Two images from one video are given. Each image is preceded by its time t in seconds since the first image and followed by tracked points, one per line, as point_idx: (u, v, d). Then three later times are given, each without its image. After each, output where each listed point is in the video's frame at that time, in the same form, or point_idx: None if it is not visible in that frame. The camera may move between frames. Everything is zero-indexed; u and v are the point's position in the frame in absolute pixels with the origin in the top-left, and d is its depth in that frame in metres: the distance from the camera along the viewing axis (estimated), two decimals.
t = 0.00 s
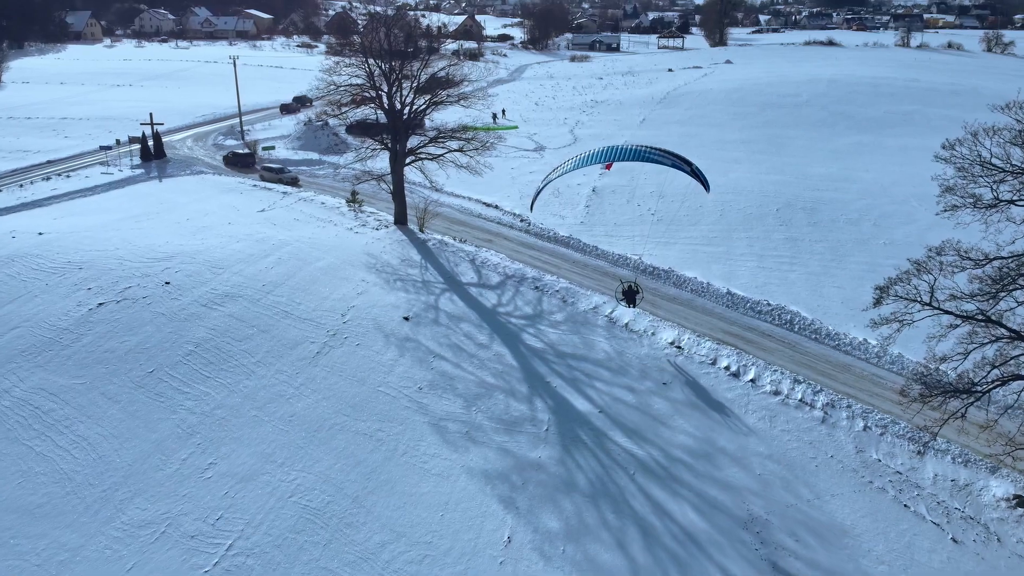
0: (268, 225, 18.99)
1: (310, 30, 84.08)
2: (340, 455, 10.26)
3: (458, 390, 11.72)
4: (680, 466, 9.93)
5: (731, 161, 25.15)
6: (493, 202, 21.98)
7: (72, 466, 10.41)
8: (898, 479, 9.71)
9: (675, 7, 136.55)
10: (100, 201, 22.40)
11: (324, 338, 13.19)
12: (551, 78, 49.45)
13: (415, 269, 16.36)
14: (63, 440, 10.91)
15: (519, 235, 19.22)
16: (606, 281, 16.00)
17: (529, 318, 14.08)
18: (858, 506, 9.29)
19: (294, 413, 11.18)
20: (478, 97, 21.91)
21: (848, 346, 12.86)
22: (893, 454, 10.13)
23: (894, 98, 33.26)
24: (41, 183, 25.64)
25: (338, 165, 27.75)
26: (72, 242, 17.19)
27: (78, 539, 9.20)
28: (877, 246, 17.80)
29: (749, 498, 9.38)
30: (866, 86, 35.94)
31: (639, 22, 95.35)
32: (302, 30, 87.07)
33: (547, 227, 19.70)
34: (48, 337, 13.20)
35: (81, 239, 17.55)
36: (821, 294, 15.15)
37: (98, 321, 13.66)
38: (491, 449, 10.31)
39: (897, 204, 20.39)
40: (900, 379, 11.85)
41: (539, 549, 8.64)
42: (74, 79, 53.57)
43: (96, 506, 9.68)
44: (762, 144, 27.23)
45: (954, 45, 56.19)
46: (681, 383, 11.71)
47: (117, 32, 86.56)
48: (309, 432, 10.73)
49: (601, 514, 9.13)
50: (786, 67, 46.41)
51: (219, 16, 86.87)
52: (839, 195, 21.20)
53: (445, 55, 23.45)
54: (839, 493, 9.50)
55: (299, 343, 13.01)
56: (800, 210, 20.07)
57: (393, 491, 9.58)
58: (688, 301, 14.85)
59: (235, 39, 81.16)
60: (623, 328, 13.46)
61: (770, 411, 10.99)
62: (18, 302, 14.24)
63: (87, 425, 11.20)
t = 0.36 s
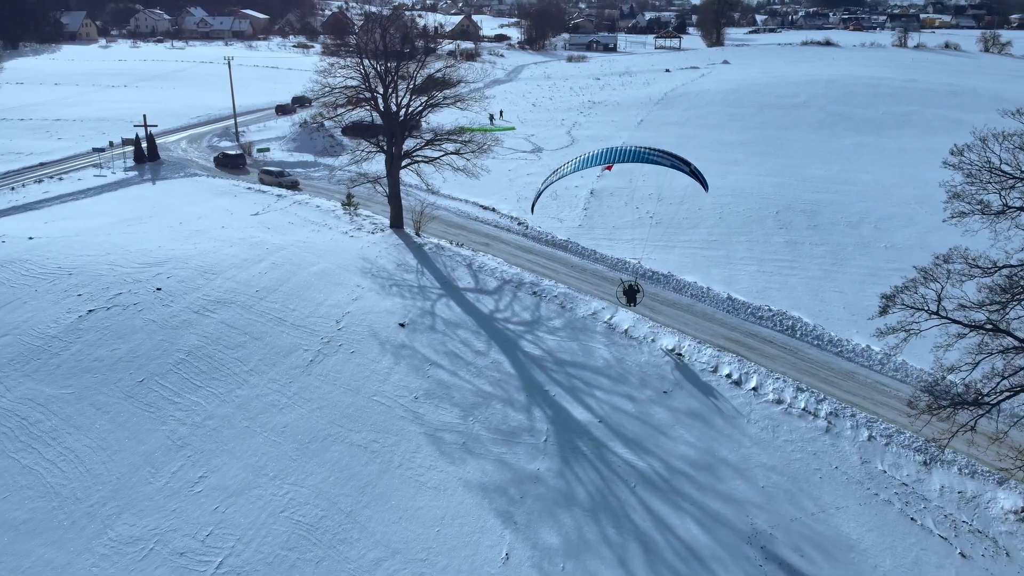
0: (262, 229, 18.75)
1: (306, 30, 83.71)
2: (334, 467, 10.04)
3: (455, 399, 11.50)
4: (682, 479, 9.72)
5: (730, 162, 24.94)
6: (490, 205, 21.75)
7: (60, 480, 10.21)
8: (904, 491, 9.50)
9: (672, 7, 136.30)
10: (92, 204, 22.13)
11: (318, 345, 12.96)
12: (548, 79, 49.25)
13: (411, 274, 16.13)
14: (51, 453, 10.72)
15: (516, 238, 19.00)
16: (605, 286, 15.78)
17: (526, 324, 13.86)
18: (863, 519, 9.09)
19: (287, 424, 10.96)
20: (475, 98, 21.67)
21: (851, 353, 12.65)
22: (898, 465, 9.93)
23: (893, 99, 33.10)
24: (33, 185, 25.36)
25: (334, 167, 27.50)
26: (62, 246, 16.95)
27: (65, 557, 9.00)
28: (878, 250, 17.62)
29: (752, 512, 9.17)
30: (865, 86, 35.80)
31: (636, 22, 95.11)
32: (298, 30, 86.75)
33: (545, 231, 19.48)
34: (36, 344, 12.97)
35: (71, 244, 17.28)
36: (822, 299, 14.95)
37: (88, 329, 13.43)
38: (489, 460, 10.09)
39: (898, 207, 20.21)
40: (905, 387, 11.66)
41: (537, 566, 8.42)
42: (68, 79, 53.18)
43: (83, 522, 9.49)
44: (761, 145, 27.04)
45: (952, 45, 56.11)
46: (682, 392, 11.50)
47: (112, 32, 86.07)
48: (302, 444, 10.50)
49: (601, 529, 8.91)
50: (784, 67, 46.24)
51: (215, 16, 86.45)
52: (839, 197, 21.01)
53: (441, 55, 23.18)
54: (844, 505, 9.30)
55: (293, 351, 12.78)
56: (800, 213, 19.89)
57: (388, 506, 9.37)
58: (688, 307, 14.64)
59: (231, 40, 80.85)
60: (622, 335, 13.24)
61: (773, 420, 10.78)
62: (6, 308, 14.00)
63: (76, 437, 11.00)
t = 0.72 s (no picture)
0: (256, 233, 18.49)
1: (302, 30, 83.35)
2: (327, 480, 9.82)
3: (451, 409, 11.26)
4: (684, 492, 9.49)
5: (729, 164, 24.72)
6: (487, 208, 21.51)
7: (46, 494, 9.97)
8: (912, 505, 9.28)
9: (669, 7, 136.11)
10: (84, 207, 21.84)
11: (312, 353, 12.72)
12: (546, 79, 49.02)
13: (407, 279, 15.89)
14: (37, 465, 10.47)
15: (514, 242, 18.77)
16: (604, 291, 15.55)
17: (524, 331, 13.63)
18: (870, 534, 8.88)
19: (279, 435, 10.72)
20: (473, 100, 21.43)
21: (855, 361, 12.44)
22: (904, 477, 9.71)
23: (892, 99, 32.92)
24: (25, 188, 25.06)
25: (329, 169, 27.24)
26: (52, 251, 16.66)
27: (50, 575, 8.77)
28: (880, 254, 17.42)
29: (756, 526, 8.96)
30: (863, 87, 35.64)
31: (633, 22, 94.91)
32: (295, 30, 86.41)
33: (543, 234, 19.24)
34: (24, 352, 12.71)
35: (61, 248, 16.99)
36: (825, 304, 14.73)
37: (76, 336, 13.16)
38: (486, 473, 9.86)
39: (899, 209, 20.01)
40: (910, 396, 11.44)
41: None
42: (62, 80, 52.82)
43: (69, 537, 9.27)
44: (760, 147, 26.84)
45: (950, 45, 56.01)
46: (683, 401, 11.27)
47: (108, 32, 85.62)
48: (295, 456, 10.27)
49: (602, 545, 8.69)
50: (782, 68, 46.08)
51: (211, 17, 86.05)
52: (839, 200, 20.82)
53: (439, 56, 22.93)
54: (850, 519, 9.09)
55: (286, 359, 12.53)
56: (800, 216, 19.68)
57: (382, 521, 9.14)
58: (688, 312, 14.41)
59: (227, 40, 80.49)
60: (622, 342, 13.01)
61: (777, 431, 10.56)
62: None
63: (63, 449, 10.75)
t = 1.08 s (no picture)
0: (249, 237, 18.23)
1: (298, 30, 82.90)
2: (320, 496, 9.59)
3: (447, 420, 11.01)
4: (686, 506, 9.27)
5: (727, 166, 24.51)
6: (484, 211, 21.28)
7: (31, 511, 9.77)
8: (919, 519, 9.07)
9: (666, 7, 135.89)
10: (74, 211, 21.53)
11: (305, 361, 12.46)
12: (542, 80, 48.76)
13: (403, 284, 15.64)
14: (23, 480, 10.25)
15: (511, 246, 18.53)
16: (602, 296, 15.33)
17: (522, 338, 13.39)
18: (876, 549, 8.67)
19: (271, 447, 10.48)
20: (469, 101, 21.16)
21: (858, 369, 12.23)
22: (911, 489, 9.50)
23: (890, 100, 32.74)
24: (15, 191, 24.74)
25: (324, 172, 26.96)
26: (41, 257, 16.38)
27: None
28: (881, 258, 17.21)
29: (760, 542, 8.74)
30: (861, 88, 35.49)
31: (630, 22, 94.67)
32: (290, 31, 86.02)
33: (540, 238, 19.02)
34: (11, 362, 12.45)
35: (49, 254, 16.70)
36: (827, 310, 14.51)
37: (64, 345, 12.89)
38: (483, 487, 9.63)
39: (899, 212, 19.82)
40: (916, 406, 11.22)
41: None
42: (55, 81, 52.41)
43: (55, 556, 9.09)
44: (758, 149, 26.65)
45: (947, 45, 55.98)
46: (685, 411, 11.04)
47: (101, 32, 85.03)
48: (287, 470, 10.05)
49: (602, 563, 8.47)
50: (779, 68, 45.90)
51: (205, 17, 85.55)
52: (839, 203, 20.62)
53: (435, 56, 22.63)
54: (856, 534, 8.87)
55: (279, 368, 12.28)
56: (800, 219, 19.48)
57: (375, 539, 8.94)
58: (688, 318, 14.19)
59: (222, 40, 80.01)
60: (622, 351, 12.76)
61: (780, 442, 10.34)
62: None
63: (49, 463, 10.52)
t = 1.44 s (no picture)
0: (241, 242, 17.95)
1: (293, 31, 82.49)
2: (312, 512, 9.35)
3: (443, 432, 10.76)
4: (688, 521, 9.04)
5: (726, 168, 24.30)
6: (479, 215, 21.04)
7: (15, 527, 9.50)
8: (926, 533, 8.85)
9: (661, 7, 135.76)
10: (65, 215, 21.23)
11: (297, 371, 12.20)
12: (538, 81, 48.51)
13: (397, 290, 15.38)
14: (6, 496, 9.98)
15: (508, 250, 18.29)
16: (600, 302, 15.11)
17: (519, 346, 13.14)
18: (883, 565, 8.45)
19: (262, 461, 10.24)
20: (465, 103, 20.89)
21: (861, 377, 12.02)
22: (917, 503, 9.29)
23: (888, 101, 32.60)
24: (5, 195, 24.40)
25: (318, 175, 26.67)
26: (29, 263, 16.07)
27: None
28: (881, 262, 17.03)
29: (763, 558, 8.52)
30: (858, 89, 35.36)
31: (625, 23, 94.45)
32: (285, 31, 85.57)
33: (537, 242, 18.78)
34: None
35: (38, 260, 16.39)
36: (828, 316, 14.31)
37: (51, 355, 12.60)
38: (480, 502, 9.39)
39: (899, 215, 19.64)
40: (921, 415, 11.02)
41: None
42: (48, 82, 51.98)
43: None
44: (757, 151, 26.46)
45: (943, 46, 55.92)
46: (685, 422, 10.81)
47: (95, 32, 84.47)
48: (278, 484, 9.80)
49: None
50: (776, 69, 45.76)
51: (200, 18, 85.10)
52: (838, 205, 20.43)
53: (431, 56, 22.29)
54: (862, 550, 8.66)
55: (270, 378, 12.01)
56: (799, 222, 19.27)
57: (369, 557, 8.70)
58: (687, 325, 13.98)
59: (216, 41, 79.58)
60: (620, 359, 12.53)
61: (783, 454, 10.11)
62: None
63: (34, 478, 10.25)
